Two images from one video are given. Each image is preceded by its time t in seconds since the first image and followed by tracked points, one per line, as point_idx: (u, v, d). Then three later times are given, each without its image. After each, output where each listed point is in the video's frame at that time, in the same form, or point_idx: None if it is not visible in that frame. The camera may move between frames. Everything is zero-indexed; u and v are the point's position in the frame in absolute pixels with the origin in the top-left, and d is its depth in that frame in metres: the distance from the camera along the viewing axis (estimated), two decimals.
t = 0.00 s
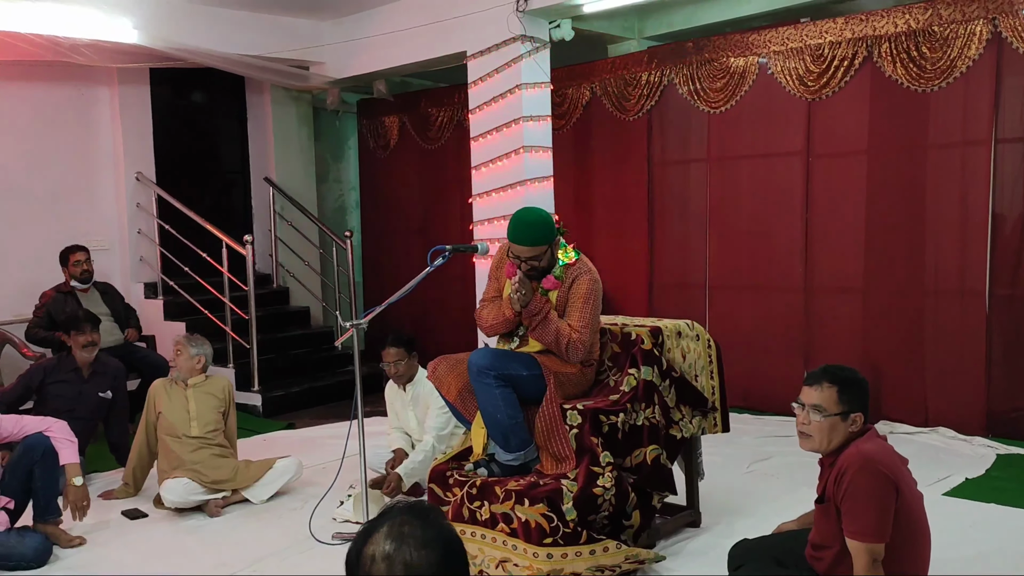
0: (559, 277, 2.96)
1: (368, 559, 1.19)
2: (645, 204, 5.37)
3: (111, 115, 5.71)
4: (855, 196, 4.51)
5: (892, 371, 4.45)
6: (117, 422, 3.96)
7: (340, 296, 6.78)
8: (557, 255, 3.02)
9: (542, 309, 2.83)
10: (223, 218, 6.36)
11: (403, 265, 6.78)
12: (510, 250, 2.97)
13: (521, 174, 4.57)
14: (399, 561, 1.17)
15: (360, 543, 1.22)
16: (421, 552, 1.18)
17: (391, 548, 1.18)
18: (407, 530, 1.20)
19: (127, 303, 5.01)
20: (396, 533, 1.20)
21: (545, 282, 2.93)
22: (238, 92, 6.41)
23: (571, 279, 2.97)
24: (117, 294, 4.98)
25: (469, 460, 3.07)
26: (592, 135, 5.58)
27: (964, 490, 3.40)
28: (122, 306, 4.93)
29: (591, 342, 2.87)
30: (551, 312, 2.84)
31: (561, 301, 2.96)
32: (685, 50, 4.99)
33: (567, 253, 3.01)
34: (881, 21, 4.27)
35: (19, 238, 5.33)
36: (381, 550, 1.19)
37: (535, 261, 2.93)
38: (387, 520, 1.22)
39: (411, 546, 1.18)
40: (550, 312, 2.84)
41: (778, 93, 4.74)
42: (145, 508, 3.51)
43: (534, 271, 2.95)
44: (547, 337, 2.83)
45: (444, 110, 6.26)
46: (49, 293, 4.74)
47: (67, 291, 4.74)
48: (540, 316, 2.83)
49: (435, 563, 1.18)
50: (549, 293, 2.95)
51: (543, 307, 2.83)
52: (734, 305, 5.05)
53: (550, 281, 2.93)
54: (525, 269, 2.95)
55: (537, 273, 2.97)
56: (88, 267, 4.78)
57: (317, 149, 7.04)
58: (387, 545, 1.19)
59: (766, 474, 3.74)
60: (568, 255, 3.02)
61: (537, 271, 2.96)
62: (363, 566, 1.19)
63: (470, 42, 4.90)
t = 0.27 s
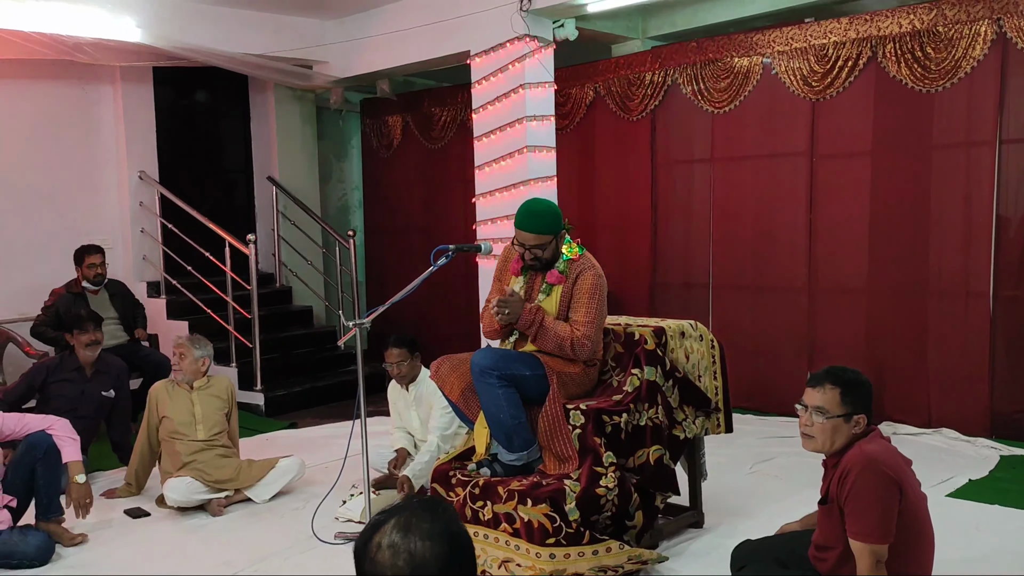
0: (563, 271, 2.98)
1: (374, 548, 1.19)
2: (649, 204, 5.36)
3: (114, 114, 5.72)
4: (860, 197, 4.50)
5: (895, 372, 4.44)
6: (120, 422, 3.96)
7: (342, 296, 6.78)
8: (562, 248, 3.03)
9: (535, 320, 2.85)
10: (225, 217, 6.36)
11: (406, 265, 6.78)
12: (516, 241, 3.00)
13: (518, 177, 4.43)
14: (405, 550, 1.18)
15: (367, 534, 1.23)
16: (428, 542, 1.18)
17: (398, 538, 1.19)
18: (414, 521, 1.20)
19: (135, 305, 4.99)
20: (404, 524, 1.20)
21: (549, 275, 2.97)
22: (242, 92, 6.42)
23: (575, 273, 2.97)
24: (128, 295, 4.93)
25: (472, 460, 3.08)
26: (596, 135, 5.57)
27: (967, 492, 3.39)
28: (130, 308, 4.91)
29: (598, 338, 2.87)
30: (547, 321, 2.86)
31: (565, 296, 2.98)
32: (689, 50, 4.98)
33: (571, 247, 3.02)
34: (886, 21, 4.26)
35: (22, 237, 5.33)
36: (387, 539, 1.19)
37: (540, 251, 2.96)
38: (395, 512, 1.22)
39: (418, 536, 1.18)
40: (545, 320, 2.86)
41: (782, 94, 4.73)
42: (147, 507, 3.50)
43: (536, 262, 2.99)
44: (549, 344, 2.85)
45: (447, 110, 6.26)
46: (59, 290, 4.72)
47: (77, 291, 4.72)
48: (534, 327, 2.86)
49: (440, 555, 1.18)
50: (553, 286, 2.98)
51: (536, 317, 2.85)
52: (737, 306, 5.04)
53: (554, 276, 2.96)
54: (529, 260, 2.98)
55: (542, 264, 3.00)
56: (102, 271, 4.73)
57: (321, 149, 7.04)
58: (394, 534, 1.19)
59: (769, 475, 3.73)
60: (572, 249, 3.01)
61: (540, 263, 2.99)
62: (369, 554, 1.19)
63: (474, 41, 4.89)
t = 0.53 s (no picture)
0: (564, 263, 2.98)
1: (382, 548, 1.19)
2: (653, 204, 5.35)
3: (118, 112, 5.72)
4: (864, 197, 4.49)
5: (899, 373, 4.43)
6: (124, 420, 3.97)
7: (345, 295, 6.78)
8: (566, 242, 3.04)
9: (526, 325, 2.93)
10: (229, 216, 6.36)
11: (409, 264, 6.78)
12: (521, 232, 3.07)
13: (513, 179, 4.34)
14: (414, 552, 1.17)
15: (375, 532, 1.23)
16: (436, 543, 1.18)
17: (407, 538, 1.19)
18: (423, 521, 1.20)
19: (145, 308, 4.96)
20: (412, 524, 1.20)
21: (550, 266, 3.00)
22: (245, 90, 6.42)
23: (576, 266, 2.97)
24: (138, 297, 4.89)
25: (475, 459, 3.08)
26: (599, 134, 5.57)
27: (971, 493, 3.39)
28: (139, 311, 4.88)
29: (597, 331, 2.87)
30: (539, 322, 2.91)
31: (565, 289, 2.98)
32: (693, 50, 4.98)
33: (575, 239, 3.01)
34: (891, 21, 4.25)
35: (27, 235, 5.33)
36: (396, 540, 1.19)
37: (541, 239, 3.00)
38: (404, 511, 1.22)
39: (427, 538, 1.18)
40: (537, 322, 2.92)
41: (786, 94, 4.72)
42: (150, 506, 3.51)
43: (537, 252, 3.03)
44: (546, 344, 2.90)
45: (450, 109, 6.25)
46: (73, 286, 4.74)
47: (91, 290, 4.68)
48: (528, 331, 2.93)
49: (448, 556, 1.18)
50: (554, 278, 2.99)
51: (527, 321, 2.93)
52: (741, 306, 5.03)
53: (555, 268, 2.99)
54: (531, 249, 3.02)
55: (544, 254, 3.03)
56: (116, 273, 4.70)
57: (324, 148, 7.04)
58: (402, 534, 1.19)
59: (773, 476, 3.73)
60: (574, 243, 3.01)
61: (540, 252, 3.03)
62: (377, 554, 1.19)
63: (478, 41, 4.89)
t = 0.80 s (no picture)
0: (564, 253, 3.00)
1: (383, 549, 1.20)
2: (657, 203, 5.35)
3: (123, 110, 5.73)
4: (868, 197, 4.49)
5: (903, 372, 4.43)
6: (128, 417, 3.97)
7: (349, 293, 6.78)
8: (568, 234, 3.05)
9: (523, 312, 2.94)
10: (233, 214, 6.37)
11: (412, 262, 6.78)
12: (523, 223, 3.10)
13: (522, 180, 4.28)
14: (415, 553, 1.17)
15: (377, 532, 1.23)
16: (438, 545, 1.18)
17: (408, 540, 1.19)
18: (424, 522, 1.20)
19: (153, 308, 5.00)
20: (414, 525, 1.20)
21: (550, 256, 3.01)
22: (249, 88, 6.42)
23: (576, 257, 2.98)
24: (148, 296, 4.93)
25: (478, 458, 3.08)
26: (603, 133, 5.56)
27: (974, 493, 3.39)
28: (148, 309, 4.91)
29: (592, 320, 2.87)
30: (536, 308, 2.92)
31: (565, 279, 2.98)
32: (697, 49, 4.97)
33: (576, 232, 3.03)
34: (895, 20, 4.25)
35: (32, 232, 5.34)
36: (397, 541, 1.19)
37: (540, 229, 3.02)
38: (406, 511, 1.22)
39: (427, 539, 1.18)
40: (534, 309, 2.93)
41: (791, 93, 4.72)
42: (154, 503, 3.52)
43: (536, 239, 3.05)
44: (541, 330, 2.90)
45: (454, 107, 6.25)
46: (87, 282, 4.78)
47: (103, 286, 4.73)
48: (525, 318, 2.94)
49: (450, 558, 1.18)
50: (554, 268, 3.00)
51: (524, 308, 2.94)
52: (744, 305, 5.03)
53: (555, 258, 3.00)
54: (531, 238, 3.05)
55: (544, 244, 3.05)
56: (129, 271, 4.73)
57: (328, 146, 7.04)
58: (403, 535, 1.19)
59: (776, 475, 3.73)
60: (575, 235, 3.02)
61: (538, 239, 3.05)
62: (378, 555, 1.20)
63: (482, 39, 4.89)
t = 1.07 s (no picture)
0: (564, 244, 3.00)
1: (390, 549, 1.20)
2: (661, 198, 5.34)
3: (127, 104, 5.72)
4: (873, 193, 4.48)
5: (907, 369, 4.42)
6: (132, 411, 3.98)
7: (353, 288, 6.78)
8: (569, 226, 3.05)
9: (521, 299, 2.94)
10: (236, 208, 6.37)
11: (416, 257, 6.78)
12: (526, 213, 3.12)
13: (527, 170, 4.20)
14: (422, 555, 1.17)
15: (385, 528, 1.23)
16: (445, 550, 1.18)
17: (415, 541, 1.19)
18: (431, 522, 1.20)
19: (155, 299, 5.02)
20: (421, 527, 1.19)
21: (551, 248, 3.02)
22: (253, 83, 6.42)
23: (576, 247, 2.98)
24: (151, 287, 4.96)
25: (482, 452, 3.08)
26: (607, 128, 5.55)
27: (978, 489, 3.38)
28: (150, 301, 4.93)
29: (587, 309, 2.86)
30: (532, 296, 2.92)
31: (564, 269, 2.98)
32: (702, 43, 4.96)
33: (576, 224, 3.03)
34: (901, 15, 4.23)
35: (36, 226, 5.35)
36: (404, 542, 1.19)
37: (541, 219, 3.03)
38: (413, 509, 1.21)
39: (434, 542, 1.18)
40: (531, 297, 2.93)
41: (796, 88, 4.70)
42: (159, 496, 3.52)
43: (536, 230, 3.06)
44: (537, 317, 2.90)
45: (458, 102, 6.25)
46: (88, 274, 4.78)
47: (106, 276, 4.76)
48: (522, 305, 2.94)
49: (457, 562, 1.18)
50: (554, 259, 3.01)
51: (522, 296, 2.94)
52: (749, 301, 5.03)
53: (555, 249, 3.01)
54: (533, 229, 3.07)
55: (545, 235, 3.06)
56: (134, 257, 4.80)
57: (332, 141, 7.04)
58: (410, 536, 1.19)
59: (780, 471, 3.72)
60: (576, 227, 3.01)
61: (538, 231, 3.06)
62: (385, 555, 1.20)
63: (487, 34, 4.88)
